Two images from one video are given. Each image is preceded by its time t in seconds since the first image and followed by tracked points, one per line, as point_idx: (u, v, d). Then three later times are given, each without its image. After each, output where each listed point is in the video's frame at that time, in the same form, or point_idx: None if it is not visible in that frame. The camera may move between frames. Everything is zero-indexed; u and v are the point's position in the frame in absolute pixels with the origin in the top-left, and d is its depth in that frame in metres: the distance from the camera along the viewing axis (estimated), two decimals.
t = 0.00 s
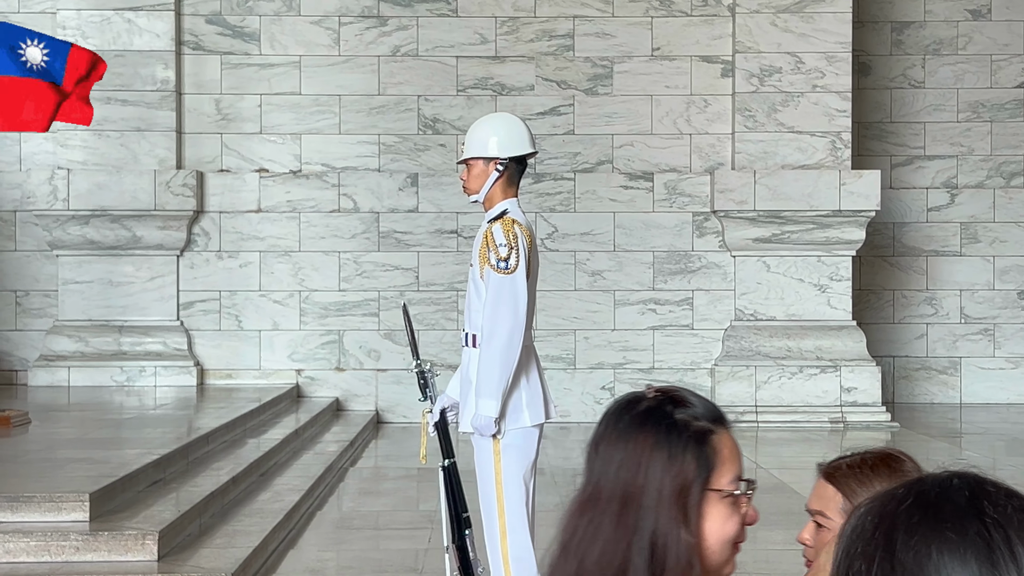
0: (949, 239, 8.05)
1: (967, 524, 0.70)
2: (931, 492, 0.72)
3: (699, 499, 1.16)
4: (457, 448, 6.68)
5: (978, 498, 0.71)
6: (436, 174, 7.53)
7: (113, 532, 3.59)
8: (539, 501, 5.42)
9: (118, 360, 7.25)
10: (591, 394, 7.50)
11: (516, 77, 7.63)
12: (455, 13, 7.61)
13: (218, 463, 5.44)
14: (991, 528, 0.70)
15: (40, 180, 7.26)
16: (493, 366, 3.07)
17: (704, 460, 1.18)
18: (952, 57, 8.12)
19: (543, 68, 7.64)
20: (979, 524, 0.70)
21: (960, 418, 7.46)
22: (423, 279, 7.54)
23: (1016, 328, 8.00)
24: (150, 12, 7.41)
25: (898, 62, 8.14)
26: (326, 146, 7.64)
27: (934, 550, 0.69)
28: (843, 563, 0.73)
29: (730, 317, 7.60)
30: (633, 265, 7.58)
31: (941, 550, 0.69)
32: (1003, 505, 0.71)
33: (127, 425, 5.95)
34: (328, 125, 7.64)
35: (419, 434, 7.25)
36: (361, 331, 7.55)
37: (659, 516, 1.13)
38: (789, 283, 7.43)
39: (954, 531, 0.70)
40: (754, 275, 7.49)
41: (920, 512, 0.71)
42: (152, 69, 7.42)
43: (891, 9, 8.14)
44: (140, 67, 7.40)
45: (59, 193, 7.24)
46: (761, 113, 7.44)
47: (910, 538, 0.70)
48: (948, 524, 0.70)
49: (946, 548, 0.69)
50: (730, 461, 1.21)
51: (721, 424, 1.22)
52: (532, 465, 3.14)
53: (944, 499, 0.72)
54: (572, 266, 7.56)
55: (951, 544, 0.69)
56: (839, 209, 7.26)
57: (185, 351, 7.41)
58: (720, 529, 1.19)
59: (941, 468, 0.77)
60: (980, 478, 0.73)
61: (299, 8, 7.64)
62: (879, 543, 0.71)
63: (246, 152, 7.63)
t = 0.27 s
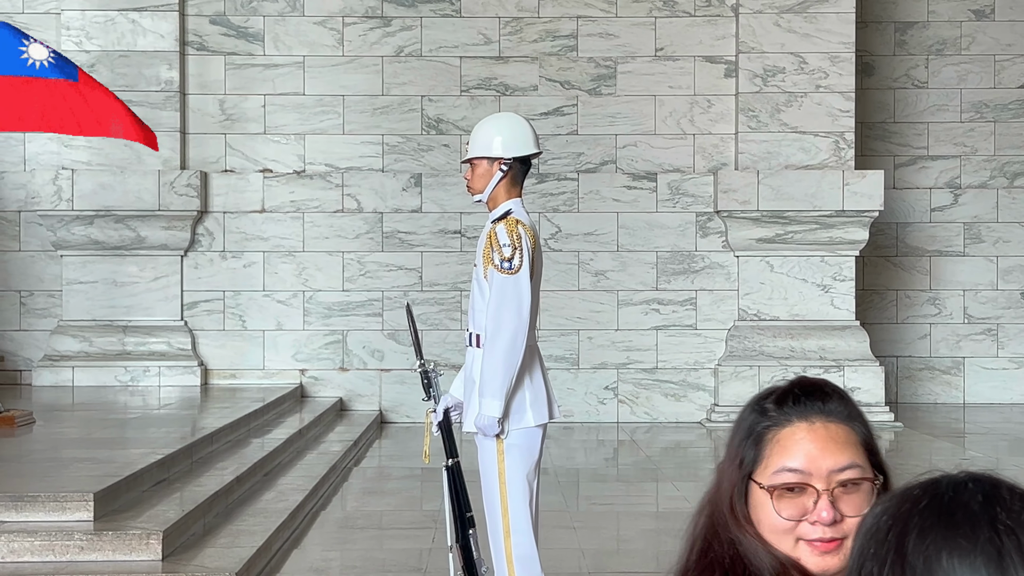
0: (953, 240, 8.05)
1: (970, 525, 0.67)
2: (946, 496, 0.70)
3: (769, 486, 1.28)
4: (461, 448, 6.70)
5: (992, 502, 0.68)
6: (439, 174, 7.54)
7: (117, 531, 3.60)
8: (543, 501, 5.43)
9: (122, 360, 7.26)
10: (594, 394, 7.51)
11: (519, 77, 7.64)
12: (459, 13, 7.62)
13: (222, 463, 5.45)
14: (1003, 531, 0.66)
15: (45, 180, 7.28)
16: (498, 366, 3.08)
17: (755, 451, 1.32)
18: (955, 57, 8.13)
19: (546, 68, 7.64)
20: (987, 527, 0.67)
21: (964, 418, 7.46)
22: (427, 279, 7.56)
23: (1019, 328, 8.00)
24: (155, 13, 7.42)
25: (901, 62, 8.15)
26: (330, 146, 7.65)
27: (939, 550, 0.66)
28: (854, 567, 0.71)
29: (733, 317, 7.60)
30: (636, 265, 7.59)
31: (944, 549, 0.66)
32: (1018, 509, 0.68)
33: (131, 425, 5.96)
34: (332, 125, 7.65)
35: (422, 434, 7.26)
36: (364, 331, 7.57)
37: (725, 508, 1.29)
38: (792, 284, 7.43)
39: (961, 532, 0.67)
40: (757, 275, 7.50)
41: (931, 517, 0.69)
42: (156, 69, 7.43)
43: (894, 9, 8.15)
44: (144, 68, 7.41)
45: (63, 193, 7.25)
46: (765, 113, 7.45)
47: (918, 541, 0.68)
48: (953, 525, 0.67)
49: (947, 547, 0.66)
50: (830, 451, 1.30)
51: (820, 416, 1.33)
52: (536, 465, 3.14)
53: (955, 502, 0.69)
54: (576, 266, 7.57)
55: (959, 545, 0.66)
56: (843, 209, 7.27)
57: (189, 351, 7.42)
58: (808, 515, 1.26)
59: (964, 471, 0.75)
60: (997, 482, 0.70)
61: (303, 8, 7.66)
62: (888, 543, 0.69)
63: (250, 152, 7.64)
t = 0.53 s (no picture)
0: (957, 240, 8.05)
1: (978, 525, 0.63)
2: (953, 495, 0.66)
3: (828, 497, 1.20)
4: (466, 448, 6.70)
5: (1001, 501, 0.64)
6: (444, 175, 7.54)
7: (122, 531, 3.60)
8: (548, 501, 5.43)
9: (127, 360, 7.27)
10: (599, 394, 7.51)
11: (524, 77, 7.64)
12: (463, 14, 7.62)
13: (227, 463, 5.45)
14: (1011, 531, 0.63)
15: (50, 180, 7.29)
16: (503, 366, 3.07)
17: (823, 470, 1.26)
18: (960, 57, 8.12)
19: (551, 68, 7.64)
20: (994, 528, 0.63)
21: (969, 418, 7.45)
22: (432, 279, 7.56)
23: None
24: (160, 13, 7.42)
25: (906, 62, 8.14)
26: (334, 147, 7.65)
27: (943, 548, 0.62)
28: (861, 567, 0.67)
29: (738, 317, 7.60)
30: (641, 265, 7.59)
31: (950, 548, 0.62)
32: None
33: (136, 425, 5.96)
34: (336, 126, 7.65)
35: (427, 434, 7.26)
36: (369, 331, 7.57)
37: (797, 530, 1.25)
38: (797, 284, 7.43)
39: (969, 532, 0.63)
40: (762, 275, 7.49)
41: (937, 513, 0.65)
42: (161, 69, 7.44)
43: (899, 9, 8.14)
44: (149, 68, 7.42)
45: (68, 194, 7.26)
46: (769, 113, 7.45)
47: (924, 541, 0.63)
48: (959, 525, 0.63)
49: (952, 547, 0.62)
50: (903, 466, 1.21)
51: (883, 425, 1.25)
52: (540, 465, 3.14)
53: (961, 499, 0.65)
54: (580, 266, 7.57)
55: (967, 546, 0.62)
56: (848, 209, 7.26)
57: (194, 351, 7.43)
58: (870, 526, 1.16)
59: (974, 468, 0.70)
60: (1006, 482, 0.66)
61: (308, 9, 7.66)
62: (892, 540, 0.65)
63: (255, 152, 7.65)
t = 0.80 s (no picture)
0: (964, 240, 8.04)
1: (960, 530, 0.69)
2: (936, 495, 0.71)
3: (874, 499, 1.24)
4: (472, 447, 6.71)
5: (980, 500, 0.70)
6: (451, 175, 7.55)
7: (130, 530, 3.61)
8: (555, 500, 5.44)
9: (134, 360, 7.29)
10: (605, 394, 7.52)
11: (531, 77, 7.65)
12: (470, 14, 7.62)
13: (234, 463, 5.47)
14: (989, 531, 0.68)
15: (58, 180, 7.31)
16: (510, 365, 3.08)
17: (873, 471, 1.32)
18: (967, 57, 8.11)
19: (557, 68, 7.64)
20: (974, 529, 0.69)
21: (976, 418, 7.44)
22: (438, 280, 7.56)
23: None
24: (167, 13, 7.44)
25: (913, 62, 8.14)
26: (341, 147, 7.66)
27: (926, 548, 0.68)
28: (849, 559, 0.72)
29: (745, 317, 7.59)
30: (647, 265, 7.59)
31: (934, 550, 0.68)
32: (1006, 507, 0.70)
33: (143, 424, 5.98)
34: (343, 126, 7.66)
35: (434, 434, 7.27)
36: (375, 331, 7.57)
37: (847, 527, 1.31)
38: (804, 284, 7.43)
39: (951, 532, 0.69)
40: (768, 275, 7.49)
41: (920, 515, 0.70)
42: (168, 69, 7.45)
43: (906, 9, 8.14)
44: (157, 68, 7.43)
45: (76, 194, 7.28)
46: (776, 113, 7.45)
47: (908, 542, 0.69)
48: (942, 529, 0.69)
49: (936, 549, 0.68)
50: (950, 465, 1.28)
51: (930, 425, 1.33)
52: (547, 463, 3.14)
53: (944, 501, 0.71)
54: (587, 266, 7.57)
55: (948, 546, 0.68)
56: (854, 209, 7.26)
57: (201, 351, 7.44)
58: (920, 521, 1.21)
59: (957, 463, 0.76)
60: (986, 480, 0.72)
61: (315, 9, 7.67)
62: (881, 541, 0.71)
63: (262, 152, 7.66)
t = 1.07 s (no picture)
0: (974, 240, 8.03)
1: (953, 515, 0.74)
2: (934, 479, 0.77)
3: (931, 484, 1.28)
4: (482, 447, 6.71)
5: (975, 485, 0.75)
6: (460, 175, 7.55)
7: (141, 529, 3.62)
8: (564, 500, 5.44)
9: (144, 359, 7.31)
10: (615, 394, 7.51)
11: (540, 77, 7.65)
12: (479, 14, 7.62)
13: (244, 462, 5.47)
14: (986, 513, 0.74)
15: (69, 180, 7.35)
16: (522, 362, 3.09)
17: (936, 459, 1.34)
18: (977, 57, 8.10)
19: (567, 68, 7.65)
20: (968, 511, 0.74)
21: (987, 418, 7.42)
22: (448, 279, 7.56)
23: None
24: (177, 13, 7.45)
25: (923, 62, 8.13)
26: (351, 147, 7.67)
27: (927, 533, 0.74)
28: (860, 539, 0.78)
29: (754, 317, 7.59)
30: (657, 265, 7.58)
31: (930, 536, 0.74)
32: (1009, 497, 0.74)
33: (154, 424, 5.99)
34: (353, 126, 7.66)
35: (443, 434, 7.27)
36: (385, 331, 7.58)
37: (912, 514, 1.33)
38: (813, 284, 7.43)
39: (945, 513, 0.74)
40: (778, 275, 7.49)
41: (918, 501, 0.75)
42: (178, 69, 7.46)
43: (916, 9, 8.13)
44: (167, 68, 7.44)
45: (86, 194, 7.30)
46: (786, 113, 7.44)
47: (902, 523, 0.75)
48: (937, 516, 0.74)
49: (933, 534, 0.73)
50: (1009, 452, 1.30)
51: (982, 415, 1.35)
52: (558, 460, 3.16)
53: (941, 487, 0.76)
54: (597, 266, 7.57)
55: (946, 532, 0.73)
56: (864, 209, 7.25)
57: (211, 351, 7.45)
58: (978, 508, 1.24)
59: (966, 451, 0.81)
60: (985, 466, 0.77)
61: (324, 9, 7.67)
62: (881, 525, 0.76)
63: (272, 152, 7.67)
